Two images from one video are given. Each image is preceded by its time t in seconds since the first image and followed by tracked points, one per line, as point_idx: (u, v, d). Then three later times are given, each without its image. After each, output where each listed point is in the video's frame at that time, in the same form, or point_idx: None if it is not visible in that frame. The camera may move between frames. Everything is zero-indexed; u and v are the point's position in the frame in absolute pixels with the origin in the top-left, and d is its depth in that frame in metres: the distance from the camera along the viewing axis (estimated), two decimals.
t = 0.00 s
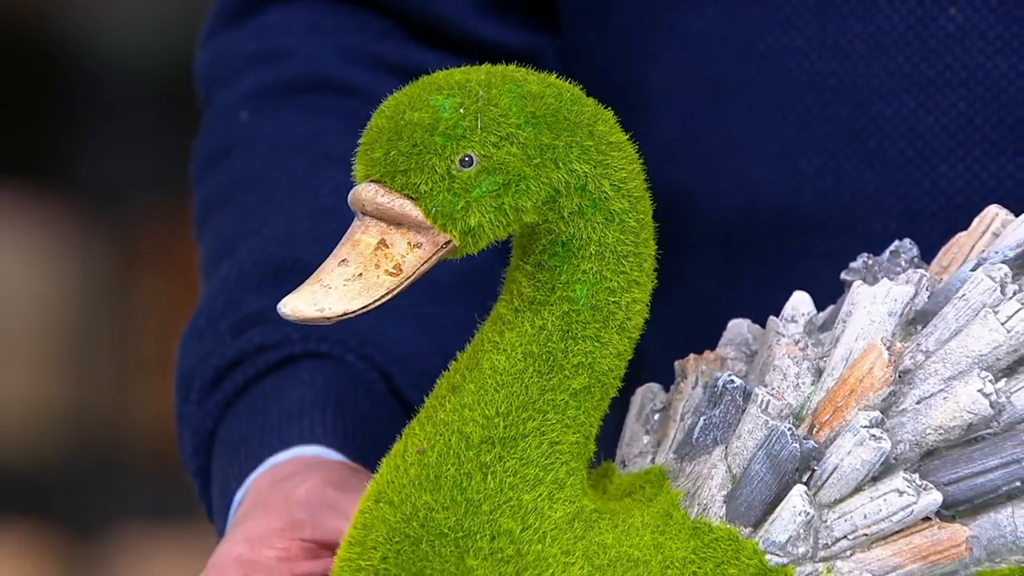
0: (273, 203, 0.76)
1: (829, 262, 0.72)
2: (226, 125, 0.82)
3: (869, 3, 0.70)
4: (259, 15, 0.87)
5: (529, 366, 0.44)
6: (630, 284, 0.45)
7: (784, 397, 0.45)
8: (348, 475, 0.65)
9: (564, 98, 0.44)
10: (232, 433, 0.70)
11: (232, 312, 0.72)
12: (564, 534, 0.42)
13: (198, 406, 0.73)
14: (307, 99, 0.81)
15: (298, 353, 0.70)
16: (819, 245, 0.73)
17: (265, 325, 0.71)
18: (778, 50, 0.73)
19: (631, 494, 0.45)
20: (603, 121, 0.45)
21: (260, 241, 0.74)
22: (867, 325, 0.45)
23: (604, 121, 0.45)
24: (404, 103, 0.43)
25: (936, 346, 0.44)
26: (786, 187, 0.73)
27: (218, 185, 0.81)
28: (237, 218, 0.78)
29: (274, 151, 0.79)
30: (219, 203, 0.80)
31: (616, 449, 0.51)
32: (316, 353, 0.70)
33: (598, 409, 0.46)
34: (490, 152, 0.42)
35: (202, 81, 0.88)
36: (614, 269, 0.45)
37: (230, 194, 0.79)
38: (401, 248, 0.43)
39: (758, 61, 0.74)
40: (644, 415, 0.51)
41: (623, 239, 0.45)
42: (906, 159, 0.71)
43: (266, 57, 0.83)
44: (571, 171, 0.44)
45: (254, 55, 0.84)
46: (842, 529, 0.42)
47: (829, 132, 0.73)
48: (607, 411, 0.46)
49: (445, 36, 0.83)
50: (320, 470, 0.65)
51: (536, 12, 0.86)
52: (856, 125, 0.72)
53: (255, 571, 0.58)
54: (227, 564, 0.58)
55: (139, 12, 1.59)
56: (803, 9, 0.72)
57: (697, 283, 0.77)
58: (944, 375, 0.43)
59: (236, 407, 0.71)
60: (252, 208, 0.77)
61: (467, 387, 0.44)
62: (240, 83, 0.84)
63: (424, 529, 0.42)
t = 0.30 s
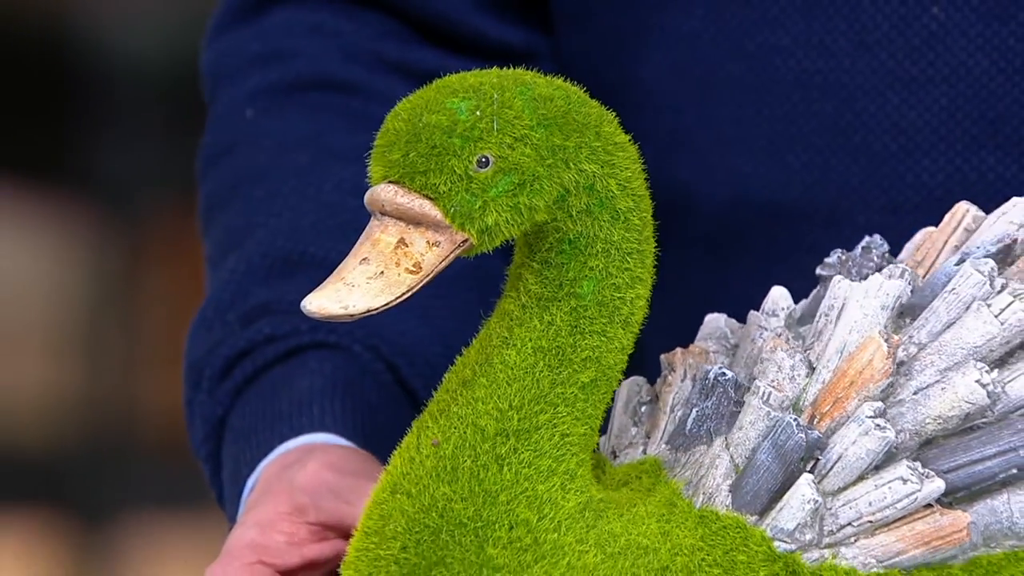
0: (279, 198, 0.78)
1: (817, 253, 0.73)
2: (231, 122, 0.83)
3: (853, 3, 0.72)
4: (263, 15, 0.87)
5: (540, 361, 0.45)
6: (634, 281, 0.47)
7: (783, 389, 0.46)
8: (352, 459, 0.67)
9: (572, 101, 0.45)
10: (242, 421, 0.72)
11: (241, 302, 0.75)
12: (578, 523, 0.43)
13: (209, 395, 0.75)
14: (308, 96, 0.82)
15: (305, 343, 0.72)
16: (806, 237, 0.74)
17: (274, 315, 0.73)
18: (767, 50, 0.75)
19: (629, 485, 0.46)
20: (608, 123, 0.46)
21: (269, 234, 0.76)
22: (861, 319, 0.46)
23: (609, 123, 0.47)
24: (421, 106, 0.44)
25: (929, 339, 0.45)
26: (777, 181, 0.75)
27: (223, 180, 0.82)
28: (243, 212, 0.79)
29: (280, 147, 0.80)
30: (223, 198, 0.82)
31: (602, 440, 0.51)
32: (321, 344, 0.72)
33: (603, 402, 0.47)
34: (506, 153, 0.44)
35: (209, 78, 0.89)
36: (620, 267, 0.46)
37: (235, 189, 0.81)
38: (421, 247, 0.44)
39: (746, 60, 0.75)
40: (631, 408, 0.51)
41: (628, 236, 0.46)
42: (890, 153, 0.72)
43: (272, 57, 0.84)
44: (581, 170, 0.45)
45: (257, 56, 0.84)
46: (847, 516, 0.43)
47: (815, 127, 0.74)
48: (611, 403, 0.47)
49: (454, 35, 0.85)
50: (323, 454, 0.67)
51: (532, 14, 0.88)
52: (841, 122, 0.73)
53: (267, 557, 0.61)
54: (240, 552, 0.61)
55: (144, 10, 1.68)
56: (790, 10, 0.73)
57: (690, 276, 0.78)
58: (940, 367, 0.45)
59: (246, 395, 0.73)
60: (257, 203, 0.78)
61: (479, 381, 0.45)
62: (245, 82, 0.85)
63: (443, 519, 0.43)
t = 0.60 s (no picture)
0: (282, 197, 0.79)
1: (806, 247, 0.75)
2: (233, 123, 0.84)
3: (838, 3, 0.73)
4: (265, 19, 0.88)
5: (538, 354, 0.47)
6: (629, 276, 0.48)
7: (772, 380, 0.47)
8: (353, 455, 0.68)
9: (568, 102, 0.47)
10: (246, 415, 0.73)
11: (245, 299, 0.77)
12: (574, 511, 0.45)
13: (214, 389, 0.77)
14: (309, 97, 0.83)
15: (308, 339, 0.74)
16: (794, 230, 0.75)
17: (275, 313, 0.75)
18: (755, 49, 0.76)
19: (623, 473, 0.48)
20: (603, 123, 0.48)
21: (271, 232, 0.78)
22: (848, 313, 0.48)
23: (604, 123, 0.48)
24: (422, 106, 0.46)
25: (915, 333, 0.47)
26: (767, 179, 0.76)
27: (227, 180, 0.83)
28: (247, 212, 0.81)
29: (282, 148, 0.81)
30: (227, 196, 0.83)
31: (596, 431, 0.53)
32: (323, 340, 0.74)
33: (599, 394, 0.48)
34: (504, 153, 0.45)
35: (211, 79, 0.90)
36: (615, 263, 0.48)
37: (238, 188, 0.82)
38: (422, 243, 0.45)
39: (736, 59, 0.76)
40: (626, 399, 0.53)
41: (622, 233, 0.48)
42: (876, 149, 0.74)
43: (274, 59, 0.85)
44: (577, 169, 0.46)
45: (259, 58, 0.86)
46: (835, 505, 0.45)
47: (803, 124, 0.75)
48: (606, 395, 0.49)
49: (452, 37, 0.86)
50: (325, 449, 0.68)
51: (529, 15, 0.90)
52: (827, 118, 0.74)
53: (272, 549, 0.62)
54: (245, 544, 0.62)
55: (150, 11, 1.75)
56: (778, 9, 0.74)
57: (681, 269, 0.80)
58: (925, 359, 0.46)
59: (250, 390, 0.74)
60: (260, 202, 0.80)
61: (478, 373, 0.47)
62: (247, 82, 0.86)
63: (444, 507, 0.45)
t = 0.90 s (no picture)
0: (284, 197, 0.81)
1: (793, 240, 0.76)
2: (237, 125, 0.86)
3: (825, 4, 0.75)
4: (266, 23, 0.89)
5: (537, 345, 0.48)
6: (624, 270, 0.49)
7: (763, 370, 0.49)
8: (355, 449, 0.69)
9: (566, 101, 0.48)
10: (251, 410, 0.75)
11: (250, 297, 0.78)
12: (572, 497, 0.46)
13: (221, 383, 0.78)
14: (313, 99, 0.85)
15: (310, 337, 0.75)
16: (783, 224, 0.77)
17: (280, 309, 0.76)
18: (744, 49, 0.77)
19: (620, 461, 0.49)
20: (600, 121, 0.49)
21: (275, 231, 0.79)
22: (837, 305, 0.49)
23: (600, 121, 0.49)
24: (425, 106, 0.47)
25: (902, 324, 0.48)
26: (761, 176, 0.78)
27: (232, 180, 0.85)
28: (251, 211, 0.82)
29: (284, 148, 0.83)
30: (232, 195, 0.85)
31: (594, 420, 0.54)
32: (326, 337, 0.75)
33: (596, 384, 0.50)
34: (504, 150, 0.46)
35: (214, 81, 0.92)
36: (611, 257, 0.49)
37: (242, 186, 0.84)
38: (424, 238, 0.47)
39: (725, 59, 0.78)
40: (622, 388, 0.54)
41: (618, 228, 0.49)
42: (861, 145, 0.76)
43: (275, 62, 0.87)
44: (574, 166, 0.48)
45: (265, 62, 0.87)
46: (824, 491, 0.46)
47: (791, 121, 0.77)
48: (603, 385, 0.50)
49: (450, 41, 0.88)
50: (328, 442, 0.69)
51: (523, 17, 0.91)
52: (814, 115, 0.76)
53: (276, 538, 0.64)
54: (250, 535, 0.64)
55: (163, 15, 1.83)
56: (765, 10, 0.76)
57: (671, 262, 0.81)
58: (912, 350, 0.47)
59: (255, 385, 0.76)
60: (263, 202, 0.81)
61: (479, 364, 0.48)
62: (251, 84, 0.87)
63: (446, 493, 0.46)
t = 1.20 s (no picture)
0: (285, 194, 0.82)
1: (780, 236, 0.78)
2: (240, 124, 0.88)
3: (809, 7, 0.76)
4: (266, 26, 0.91)
5: (535, 336, 0.50)
6: (620, 263, 0.51)
7: (756, 360, 0.51)
8: (356, 438, 0.71)
9: (564, 99, 0.50)
10: (255, 400, 0.76)
11: (252, 291, 0.79)
12: (569, 483, 0.48)
13: (225, 374, 0.79)
14: (314, 100, 0.87)
15: (312, 328, 0.76)
16: (770, 222, 0.79)
17: (281, 304, 0.78)
18: (732, 51, 0.79)
19: (616, 448, 0.51)
20: (596, 119, 0.51)
21: (276, 228, 0.80)
22: (826, 297, 0.51)
23: (597, 118, 0.51)
24: (427, 103, 0.49)
25: (890, 315, 0.50)
26: (751, 173, 0.79)
27: (234, 178, 0.86)
28: (252, 208, 0.83)
29: (286, 147, 0.84)
30: (234, 192, 0.86)
31: (590, 408, 0.56)
32: (328, 328, 0.77)
33: (593, 374, 0.51)
34: (503, 147, 0.48)
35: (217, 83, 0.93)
36: (607, 250, 0.51)
37: (243, 186, 0.85)
38: (426, 231, 0.48)
39: (714, 60, 0.79)
40: (617, 377, 0.56)
41: (614, 222, 0.51)
42: (845, 143, 0.77)
43: (274, 64, 0.88)
44: (571, 162, 0.49)
45: (266, 65, 0.88)
46: (814, 476, 0.48)
47: (777, 121, 0.78)
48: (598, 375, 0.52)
49: (448, 44, 0.88)
50: (330, 431, 0.71)
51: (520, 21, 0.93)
52: (800, 115, 0.77)
53: (280, 523, 0.65)
54: (254, 521, 0.65)
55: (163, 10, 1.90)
56: (751, 14, 0.78)
57: (664, 260, 0.83)
58: (898, 340, 0.49)
59: (257, 376, 0.77)
60: (264, 200, 0.83)
61: (479, 354, 0.50)
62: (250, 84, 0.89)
63: (447, 479, 0.48)
